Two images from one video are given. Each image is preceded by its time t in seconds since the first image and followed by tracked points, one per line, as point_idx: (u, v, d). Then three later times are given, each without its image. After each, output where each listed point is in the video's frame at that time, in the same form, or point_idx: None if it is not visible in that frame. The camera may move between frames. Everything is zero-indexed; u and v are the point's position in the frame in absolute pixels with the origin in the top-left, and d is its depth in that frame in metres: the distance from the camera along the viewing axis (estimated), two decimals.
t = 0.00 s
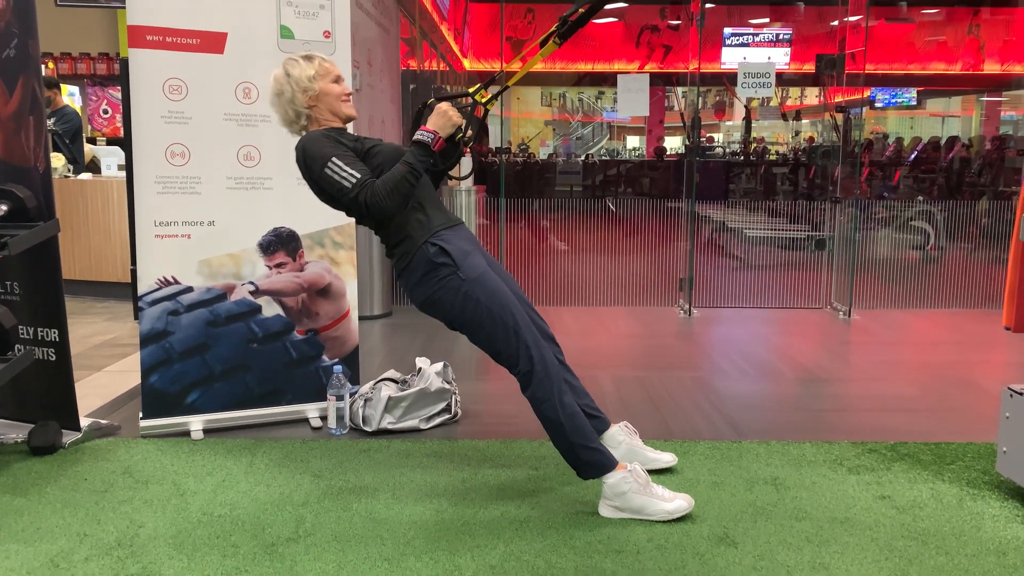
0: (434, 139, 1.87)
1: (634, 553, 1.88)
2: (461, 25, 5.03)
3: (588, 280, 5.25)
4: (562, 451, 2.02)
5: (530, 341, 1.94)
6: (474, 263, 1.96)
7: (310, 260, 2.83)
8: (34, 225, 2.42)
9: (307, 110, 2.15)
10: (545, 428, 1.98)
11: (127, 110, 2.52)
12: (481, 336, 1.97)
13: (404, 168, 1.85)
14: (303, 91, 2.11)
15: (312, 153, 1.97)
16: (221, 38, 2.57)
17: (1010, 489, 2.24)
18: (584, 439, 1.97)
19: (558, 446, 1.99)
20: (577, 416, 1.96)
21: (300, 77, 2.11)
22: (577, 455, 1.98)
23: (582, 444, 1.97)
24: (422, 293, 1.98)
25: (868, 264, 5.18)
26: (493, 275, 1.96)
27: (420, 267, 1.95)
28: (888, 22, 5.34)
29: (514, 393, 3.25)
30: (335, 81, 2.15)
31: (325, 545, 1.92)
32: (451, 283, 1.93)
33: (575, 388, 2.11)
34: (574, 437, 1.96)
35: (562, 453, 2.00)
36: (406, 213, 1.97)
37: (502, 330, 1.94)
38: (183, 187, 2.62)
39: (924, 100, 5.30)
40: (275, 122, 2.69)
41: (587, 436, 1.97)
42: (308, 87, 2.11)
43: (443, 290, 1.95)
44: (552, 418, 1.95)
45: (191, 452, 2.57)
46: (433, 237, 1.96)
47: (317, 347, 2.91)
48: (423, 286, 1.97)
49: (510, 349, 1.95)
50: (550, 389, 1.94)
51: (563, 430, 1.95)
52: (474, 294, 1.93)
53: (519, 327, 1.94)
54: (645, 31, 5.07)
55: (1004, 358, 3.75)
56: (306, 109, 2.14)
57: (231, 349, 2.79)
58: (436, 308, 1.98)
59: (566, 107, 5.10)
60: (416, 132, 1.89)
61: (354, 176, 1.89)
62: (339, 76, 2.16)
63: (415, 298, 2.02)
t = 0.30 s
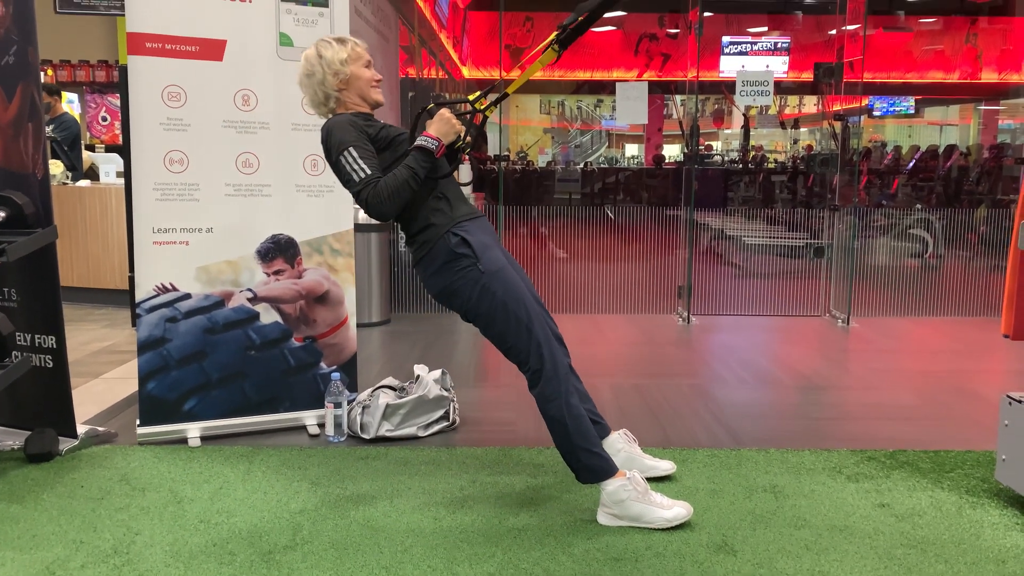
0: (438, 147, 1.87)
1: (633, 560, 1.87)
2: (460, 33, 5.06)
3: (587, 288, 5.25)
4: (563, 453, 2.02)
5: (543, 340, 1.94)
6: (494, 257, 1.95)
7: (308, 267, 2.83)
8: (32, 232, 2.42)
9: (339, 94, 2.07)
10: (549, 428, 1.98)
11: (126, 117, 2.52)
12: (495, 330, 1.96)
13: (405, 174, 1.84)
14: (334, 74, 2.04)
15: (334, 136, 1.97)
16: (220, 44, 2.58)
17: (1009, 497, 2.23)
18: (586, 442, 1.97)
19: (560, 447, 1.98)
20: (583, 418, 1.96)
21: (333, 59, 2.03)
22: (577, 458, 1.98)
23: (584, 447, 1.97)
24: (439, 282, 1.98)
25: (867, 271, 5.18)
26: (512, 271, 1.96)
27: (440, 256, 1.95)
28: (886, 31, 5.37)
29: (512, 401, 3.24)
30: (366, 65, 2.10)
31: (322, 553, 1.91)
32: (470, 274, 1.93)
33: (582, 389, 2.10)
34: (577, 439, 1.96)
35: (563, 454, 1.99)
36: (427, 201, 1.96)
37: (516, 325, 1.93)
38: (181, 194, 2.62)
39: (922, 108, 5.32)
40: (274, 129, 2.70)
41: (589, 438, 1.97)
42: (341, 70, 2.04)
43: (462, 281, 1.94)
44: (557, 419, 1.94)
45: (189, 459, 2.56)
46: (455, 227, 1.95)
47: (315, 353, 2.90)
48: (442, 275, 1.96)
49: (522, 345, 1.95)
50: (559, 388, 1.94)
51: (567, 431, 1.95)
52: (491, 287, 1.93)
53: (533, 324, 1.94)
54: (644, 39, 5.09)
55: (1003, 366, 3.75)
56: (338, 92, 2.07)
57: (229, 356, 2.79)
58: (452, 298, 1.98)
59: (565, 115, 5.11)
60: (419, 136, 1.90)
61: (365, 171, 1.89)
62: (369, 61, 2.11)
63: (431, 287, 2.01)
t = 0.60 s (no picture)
0: (441, 145, 1.86)
1: (632, 559, 1.87)
2: (459, 33, 5.08)
3: (586, 287, 5.27)
4: (563, 449, 2.02)
5: (550, 336, 1.94)
6: (505, 250, 1.95)
7: (306, 266, 2.83)
8: (30, 230, 2.42)
9: (358, 79, 2.06)
10: (551, 423, 1.98)
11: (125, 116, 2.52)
12: (502, 323, 1.96)
13: (405, 171, 1.84)
14: (354, 59, 2.02)
15: (351, 121, 1.97)
16: (219, 43, 2.58)
17: (1007, 496, 2.24)
18: (589, 439, 1.97)
19: (562, 443, 1.99)
20: (586, 415, 1.96)
21: (352, 44, 2.00)
22: (579, 455, 1.98)
23: (586, 445, 1.97)
24: (449, 272, 1.97)
25: (866, 270, 5.19)
26: (522, 265, 1.96)
27: (451, 246, 1.94)
28: (884, 31, 5.37)
29: (511, 400, 3.24)
30: (385, 50, 2.08)
31: (322, 552, 1.91)
32: (481, 267, 1.92)
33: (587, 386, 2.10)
34: (579, 437, 1.96)
35: (565, 450, 1.99)
36: (439, 192, 1.96)
37: (524, 320, 1.93)
38: (180, 193, 2.62)
39: (921, 108, 5.33)
40: (273, 127, 2.70)
41: (592, 435, 1.97)
42: (361, 55, 2.02)
43: (472, 272, 1.94)
44: (560, 415, 1.94)
45: (187, 458, 2.56)
46: (468, 219, 1.95)
47: (314, 352, 2.91)
48: (452, 265, 1.95)
49: (529, 339, 1.95)
50: (563, 385, 1.95)
51: (570, 427, 1.95)
52: (501, 281, 1.92)
53: (541, 319, 1.94)
54: (643, 38, 5.09)
55: (1001, 365, 3.76)
56: (357, 77, 2.05)
57: (228, 354, 2.79)
58: (461, 289, 1.97)
59: (564, 114, 5.12)
60: (420, 135, 1.89)
61: (370, 164, 1.89)
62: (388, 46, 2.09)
63: (441, 277, 2.00)
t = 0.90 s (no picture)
0: (440, 146, 1.87)
1: (633, 561, 1.88)
2: (460, 34, 5.07)
3: (587, 288, 5.26)
4: (563, 452, 2.02)
5: (548, 340, 1.94)
6: (501, 255, 1.95)
7: (309, 267, 2.83)
8: (33, 232, 2.43)
9: (355, 79, 2.06)
10: (551, 427, 1.98)
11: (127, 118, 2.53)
12: (499, 328, 1.96)
13: (407, 173, 1.85)
14: (347, 61, 2.03)
15: (351, 125, 1.98)
16: (221, 45, 2.58)
17: (1009, 498, 2.24)
18: (588, 442, 1.97)
19: (561, 446, 1.99)
20: (585, 418, 1.97)
21: (344, 46, 2.03)
22: (579, 458, 1.98)
23: (586, 447, 1.97)
24: (445, 278, 1.97)
25: (867, 271, 5.19)
26: (518, 270, 1.96)
27: (446, 252, 1.94)
28: (886, 31, 5.37)
29: (513, 401, 3.25)
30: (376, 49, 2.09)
31: (323, 553, 1.91)
32: (476, 272, 1.93)
33: (586, 389, 2.10)
34: (579, 440, 1.96)
35: (565, 453, 2.00)
36: (435, 198, 1.97)
37: (521, 324, 1.93)
38: (182, 195, 2.63)
39: (922, 109, 5.33)
40: (275, 130, 2.70)
41: (591, 438, 1.98)
42: (353, 56, 2.03)
43: (468, 278, 1.94)
44: (559, 418, 1.95)
45: (190, 459, 2.57)
46: (463, 225, 1.95)
47: (316, 354, 2.91)
48: (448, 271, 1.96)
49: (526, 344, 1.95)
50: (562, 389, 1.95)
51: (569, 430, 1.95)
52: (497, 286, 1.92)
53: (538, 323, 1.94)
54: (644, 39, 5.10)
55: (1002, 367, 3.75)
56: (353, 78, 2.06)
57: (230, 356, 2.79)
58: (457, 295, 1.98)
59: (565, 115, 5.12)
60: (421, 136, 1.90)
61: (372, 166, 1.90)
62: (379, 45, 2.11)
63: (436, 283, 2.01)
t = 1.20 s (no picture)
0: (437, 146, 1.90)
1: (636, 560, 1.88)
2: (463, 34, 5.08)
3: (588, 288, 5.25)
4: (563, 456, 2.02)
5: (538, 346, 1.94)
6: (484, 266, 1.96)
7: (311, 268, 2.84)
8: (36, 233, 2.43)
9: (328, 100, 2.11)
10: (549, 433, 1.98)
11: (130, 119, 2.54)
12: (489, 339, 1.97)
13: (410, 176, 1.88)
14: (319, 82, 2.09)
15: (333, 145, 1.99)
16: (223, 47, 2.59)
17: (1011, 496, 2.23)
18: (587, 445, 1.97)
19: (561, 450, 1.99)
20: (581, 421, 1.96)
21: (315, 67, 2.08)
22: (579, 461, 1.98)
23: (585, 450, 1.97)
24: (431, 293, 1.98)
25: (870, 270, 5.18)
26: (503, 279, 1.97)
27: (430, 267, 1.96)
28: (889, 29, 5.35)
29: (515, 400, 3.25)
30: (348, 68, 2.14)
31: (327, 553, 1.92)
32: (461, 285, 1.94)
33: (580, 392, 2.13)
34: (577, 444, 1.96)
35: (565, 457, 2.00)
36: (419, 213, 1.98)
37: (510, 333, 1.93)
38: (185, 196, 2.64)
39: (924, 107, 5.32)
40: (278, 131, 2.71)
41: (589, 441, 1.98)
42: (323, 76, 2.08)
43: (453, 291, 1.95)
44: (556, 423, 1.95)
45: (193, 459, 2.58)
46: (444, 239, 1.97)
47: (319, 354, 2.91)
48: (434, 286, 1.97)
49: (517, 352, 1.95)
50: (556, 393, 1.94)
51: (566, 435, 1.95)
52: (483, 297, 1.93)
53: (527, 331, 1.94)
54: (645, 39, 5.10)
55: (1005, 366, 3.74)
56: (327, 98, 2.11)
57: (233, 356, 2.80)
58: (445, 309, 1.98)
59: (567, 114, 5.11)
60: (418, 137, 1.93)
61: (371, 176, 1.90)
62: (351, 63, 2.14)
63: (423, 298, 2.02)
